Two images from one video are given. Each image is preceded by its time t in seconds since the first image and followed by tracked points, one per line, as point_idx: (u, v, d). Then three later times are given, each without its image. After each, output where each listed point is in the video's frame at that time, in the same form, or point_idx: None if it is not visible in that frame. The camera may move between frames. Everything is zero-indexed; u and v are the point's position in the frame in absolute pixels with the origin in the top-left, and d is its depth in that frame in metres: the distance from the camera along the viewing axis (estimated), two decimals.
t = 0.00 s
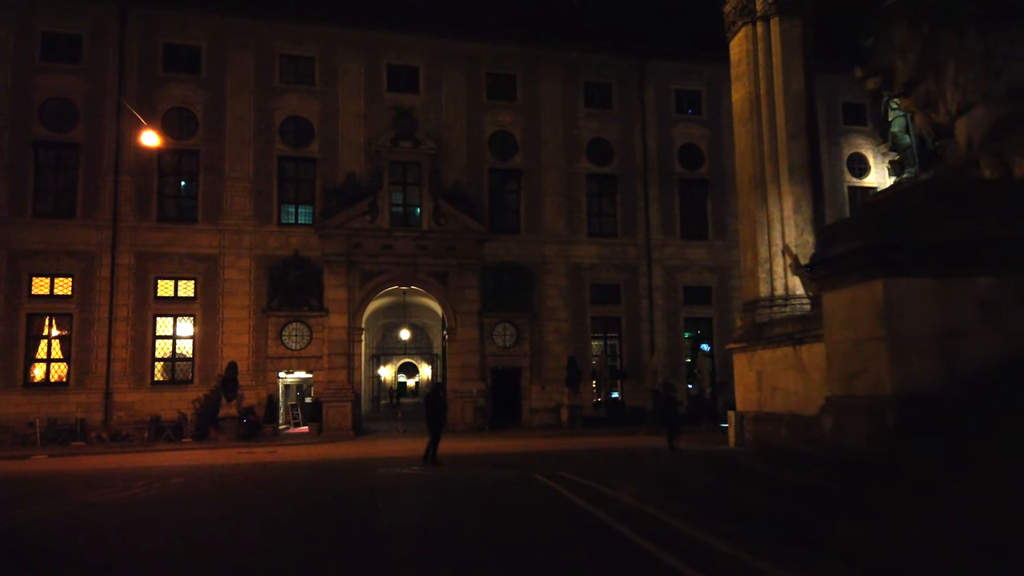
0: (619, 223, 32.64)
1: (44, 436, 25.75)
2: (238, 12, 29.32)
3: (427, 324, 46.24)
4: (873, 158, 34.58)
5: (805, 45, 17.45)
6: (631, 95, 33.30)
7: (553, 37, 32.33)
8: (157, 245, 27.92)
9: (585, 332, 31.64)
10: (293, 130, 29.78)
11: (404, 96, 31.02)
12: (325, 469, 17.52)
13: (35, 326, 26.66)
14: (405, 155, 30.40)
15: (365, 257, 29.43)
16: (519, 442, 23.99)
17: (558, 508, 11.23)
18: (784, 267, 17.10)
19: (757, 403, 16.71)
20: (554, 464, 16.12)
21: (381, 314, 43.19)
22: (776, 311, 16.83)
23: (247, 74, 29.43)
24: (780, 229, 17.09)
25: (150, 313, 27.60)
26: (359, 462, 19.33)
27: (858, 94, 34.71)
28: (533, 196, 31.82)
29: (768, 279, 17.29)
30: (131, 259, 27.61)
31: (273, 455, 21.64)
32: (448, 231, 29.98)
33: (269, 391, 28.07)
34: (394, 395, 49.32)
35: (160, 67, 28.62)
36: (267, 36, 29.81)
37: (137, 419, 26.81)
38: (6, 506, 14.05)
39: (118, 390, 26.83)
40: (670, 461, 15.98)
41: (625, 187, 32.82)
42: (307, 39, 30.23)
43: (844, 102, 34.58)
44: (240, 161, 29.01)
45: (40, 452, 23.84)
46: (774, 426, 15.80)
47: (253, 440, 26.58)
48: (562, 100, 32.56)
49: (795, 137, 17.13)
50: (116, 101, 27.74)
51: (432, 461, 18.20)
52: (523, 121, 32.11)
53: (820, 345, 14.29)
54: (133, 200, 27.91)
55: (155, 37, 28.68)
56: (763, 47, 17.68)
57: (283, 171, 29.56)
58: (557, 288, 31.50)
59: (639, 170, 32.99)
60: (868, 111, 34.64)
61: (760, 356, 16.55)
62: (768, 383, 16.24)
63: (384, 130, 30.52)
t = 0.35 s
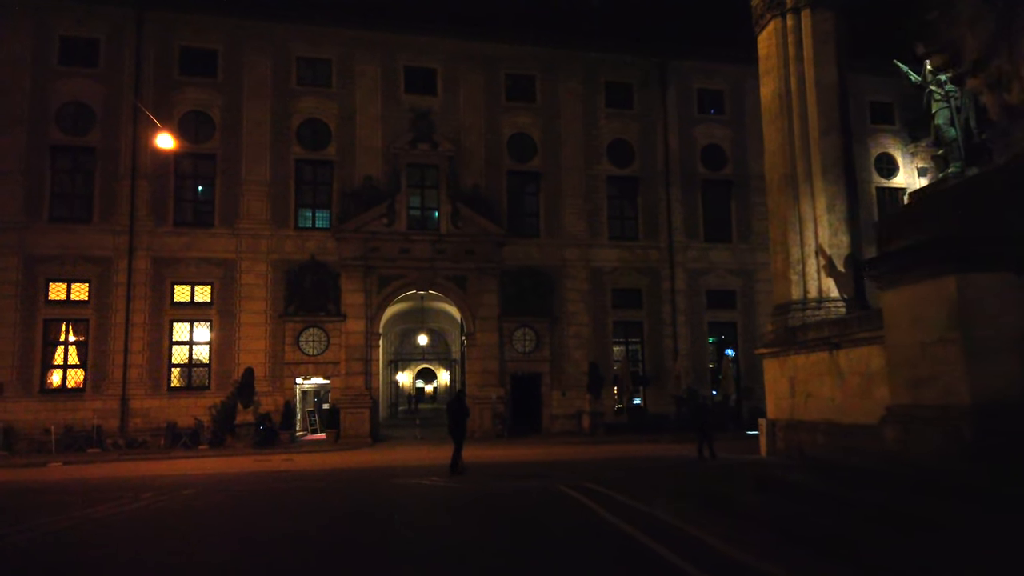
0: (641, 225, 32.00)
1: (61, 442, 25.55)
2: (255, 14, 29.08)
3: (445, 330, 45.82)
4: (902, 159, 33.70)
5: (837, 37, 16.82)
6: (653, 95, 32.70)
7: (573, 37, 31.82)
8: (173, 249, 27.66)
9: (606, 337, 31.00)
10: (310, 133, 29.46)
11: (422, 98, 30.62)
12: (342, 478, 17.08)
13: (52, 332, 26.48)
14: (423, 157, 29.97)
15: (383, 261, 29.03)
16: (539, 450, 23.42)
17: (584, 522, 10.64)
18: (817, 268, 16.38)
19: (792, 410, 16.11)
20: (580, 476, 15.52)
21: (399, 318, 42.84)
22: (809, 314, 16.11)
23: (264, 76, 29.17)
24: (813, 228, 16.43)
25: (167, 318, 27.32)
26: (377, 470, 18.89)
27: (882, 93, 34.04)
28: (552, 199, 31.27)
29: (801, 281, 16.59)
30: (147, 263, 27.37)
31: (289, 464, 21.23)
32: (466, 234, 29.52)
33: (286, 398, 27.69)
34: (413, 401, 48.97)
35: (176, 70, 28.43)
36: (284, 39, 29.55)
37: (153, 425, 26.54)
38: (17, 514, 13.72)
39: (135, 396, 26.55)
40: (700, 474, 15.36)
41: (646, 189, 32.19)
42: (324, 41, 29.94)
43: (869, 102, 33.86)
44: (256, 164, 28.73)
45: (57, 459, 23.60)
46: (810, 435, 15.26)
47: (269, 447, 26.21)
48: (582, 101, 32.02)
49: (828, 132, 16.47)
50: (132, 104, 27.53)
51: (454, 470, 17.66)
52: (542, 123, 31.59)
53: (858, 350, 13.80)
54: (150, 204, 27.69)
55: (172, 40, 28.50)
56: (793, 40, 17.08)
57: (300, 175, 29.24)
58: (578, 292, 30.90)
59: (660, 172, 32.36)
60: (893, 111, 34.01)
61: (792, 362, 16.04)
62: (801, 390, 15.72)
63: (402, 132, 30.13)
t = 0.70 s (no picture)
0: (663, 226, 31.34)
1: (77, 448, 25.33)
2: (271, 15, 28.80)
3: (464, 334, 45.40)
4: (933, 157, 32.77)
5: (870, 27, 16.19)
6: (675, 93, 32.08)
7: (593, 35, 31.28)
8: (189, 252, 27.39)
9: (628, 340, 30.34)
10: (326, 135, 29.14)
11: (439, 98, 30.19)
12: (360, 485, 16.62)
13: (69, 336, 26.29)
14: (441, 158, 29.53)
15: (401, 264, 28.61)
16: (562, 457, 22.82)
17: (612, 534, 10.03)
18: (853, 267, 15.70)
19: (830, 416, 15.50)
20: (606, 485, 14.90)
21: (418, 323, 42.46)
22: (845, 315, 15.43)
23: (280, 78, 28.90)
24: (847, 225, 15.77)
25: (183, 322, 27.02)
26: (396, 476, 18.40)
27: (914, 88, 33.10)
28: (573, 200, 30.71)
29: (835, 280, 15.92)
30: (163, 267, 27.11)
31: (305, 470, 20.80)
32: (485, 236, 29.03)
33: (303, 403, 27.30)
34: (432, 406, 48.66)
35: (193, 73, 28.25)
36: (301, 39, 29.26)
37: (170, 430, 26.25)
38: (29, 520, 13.38)
39: (152, 402, 26.27)
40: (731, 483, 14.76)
41: (668, 189, 31.55)
42: (341, 42, 29.63)
43: (902, 98, 32.99)
44: (273, 167, 28.44)
45: (73, 465, 23.34)
46: (848, 440, 14.77)
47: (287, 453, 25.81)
48: (602, 100, 31.45)
49: (863, 125, 15.82)
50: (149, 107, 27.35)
51: (477, 478, 17.08)
52: (562, 123, 31.06)
53: (900, 352, 13.35)
54: (166, 207, 27.46)
55: (189, 42, 28.32)
56: (825, 31, 16.48)
57: (316, 177, 28.90)
58: (599, 295, 30.28)
59: (682, 172, 31.72)
60: (924, 107, 33.05)
61: (826, 366, 15.57)
62: (836, 394, 15.25)
63: (419, 133, 29.72)
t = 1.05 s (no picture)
0: (694, 227, 30.60)
1: (104, 454, 25.20)
2: (295, 17, 28.60)
3: (491, 339, 44.98)
4: (974, 153, 31.65)
5: (916, 13, 15.43)
6: (705, 91, 31.36)
7: (620, 33, 30.68)
8: (215, 257, 27.23)
9: (659, 344, 29.62)
10: (351, 138, 28.86)
11: (465, 99, 29.78)
12: (387, 494, 16.14)
13: (96, 342, 26.22)
14: (467, 160, 29.09)
15: (426, 268, 28.21)
16: (593, 464, 22.20)
17: (651, 552, 9.41)
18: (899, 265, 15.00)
19: (878, 421, 14.79)
20: (643, 497, 14.23)
21: (444, 327, 42.07)
22: (891, 316, 14.73)
23: (305, 81, 28.69)
24: (893, 222, 15.05)
25: (209, 327, 26.84)
26: (424, 484, 17.95)
27: (953, 82, 31.99)
28: (601, 202, 30.08)
29: (881, 280, 15.21)
30: (189, 272, 26.97)
31: (330, 477, 20.40)
32: (511, 239, 28.54)
33: (329, 409, 26.98)
34: (459, 412, 48.32)
35: (218, 77, 28.14)
36: (325, 42, 29.05)
37: (196, 436, 26.05)
38: (50, 530, 13.13)
39: (178, 408, 26.09)
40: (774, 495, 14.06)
41: (699, 189, 30.81)
42: (365, 43, 29.36)
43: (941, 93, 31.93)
44: (297, 170, 28.21)
45: (99, 471, 23.19)
46: (899, 448, 14.03)
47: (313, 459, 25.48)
48: (630, 99, 30.84)
49: (909, 116, 15.07)
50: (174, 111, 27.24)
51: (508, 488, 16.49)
52: (589, 122, 30.47)
53: (957, 356, 12.56)
54: (192, 211, 27.34)
55: (214, 46, 28.22)
56: (867, 18, 15.77)
57: (341, 180, 28.63)
58: (628, 297, 29.61)
59: (713, 171, 30.97)
60: (964, 101, 31.91)
61: (874, 371, 14.83)
62: (885, 400, 14.52)
63: (445, 134, 29.33)
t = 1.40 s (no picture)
0: (712, 228, 29.92)
1: (112, 461, 24.84)
2: (306, 18, 28.20)
3: (505, 343, 44.49)
4: (1001, 152, 30.76)
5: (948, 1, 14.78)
6: (723, 89, 30.72)
7: (635, 31, 30.08)
8: (224, 260, 26.85)
9: (677, 347, 28.93)
10: (362, 139, 28.44)
11: (477, 99, 29.28)
12: (398, 504, 15.61)
13: (105, 347, 25.90)
14: (480, 160, 28.57)
15: (439, 270, 27.71)
16: (611, 471, 21.57)
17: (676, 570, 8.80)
18: (933, 264, 14.34)
19: (911, 429, 14.11)
20: (664, 508, 13.61)
21: (457, 331, 41.58)
22: (925, 317, 14.08)
23: (316, 82, 28.30)
24: (926, 219, 14.40)
25: (219, 332, 26.45)
26: (436, 493, 17.43)
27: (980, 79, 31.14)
28: (617, 203, 29.47)
29: (914, 280, 14.54)
30: (198, 276, 26.60)
31: (340, 484, 19.89)
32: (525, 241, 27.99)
33: (340, 414, 26.50)
34: (473, 417, 47.88)
35: (228, 78, 27.80)
36: (335, 42, 28.65)
37: (206, 442, 25.63)
38: (51, 540, 12.72)
39: (187, 413, 25.71)
40: (801, 506, 13.41)
41: (717, 189, 30.13)
42: (377, 44, 28.93)
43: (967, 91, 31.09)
44: (308, 172, 27.80)
45: (107, 478, 22.83)
46: (936, 457, 13.33)
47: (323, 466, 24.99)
48: (646, 98, 30.22)
49: (941, 109, 14.41)
50: (183, 113, 26.92)
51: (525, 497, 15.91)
52: (605, 122, 29.88)
53: (995, 358, 11.87)
54: (202, 215, 26.98)
55: (224, 47, 27.89)
56: (896, 8, 15.15)
57: (352, 182, 28.20)
58: (645, 300, 28.95)
59: (732, 171, 30.29)
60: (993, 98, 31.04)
61: (909, 374, 14.12)
62: (920, 405, 13.81)
63: (457, 135, 28.83)
